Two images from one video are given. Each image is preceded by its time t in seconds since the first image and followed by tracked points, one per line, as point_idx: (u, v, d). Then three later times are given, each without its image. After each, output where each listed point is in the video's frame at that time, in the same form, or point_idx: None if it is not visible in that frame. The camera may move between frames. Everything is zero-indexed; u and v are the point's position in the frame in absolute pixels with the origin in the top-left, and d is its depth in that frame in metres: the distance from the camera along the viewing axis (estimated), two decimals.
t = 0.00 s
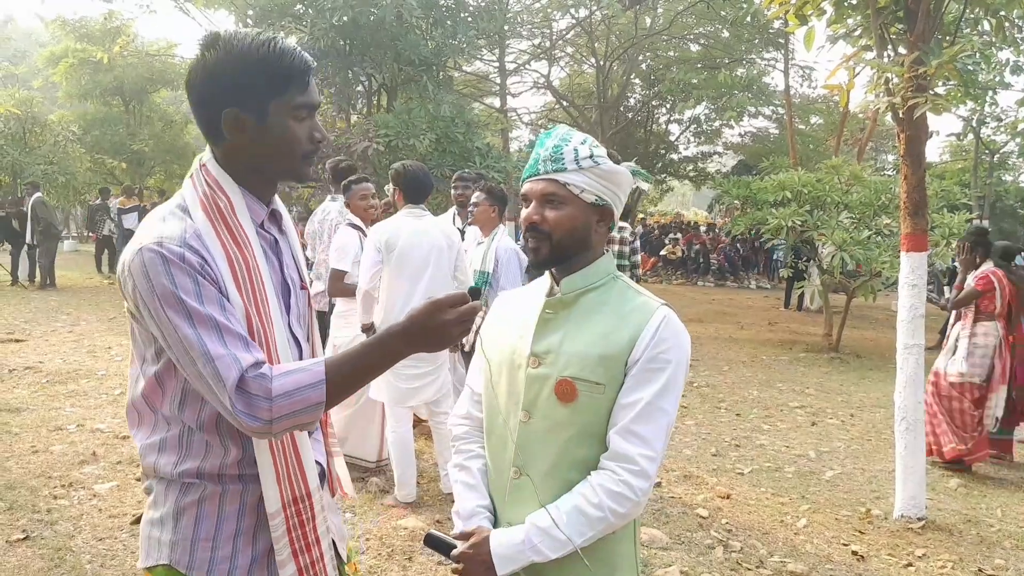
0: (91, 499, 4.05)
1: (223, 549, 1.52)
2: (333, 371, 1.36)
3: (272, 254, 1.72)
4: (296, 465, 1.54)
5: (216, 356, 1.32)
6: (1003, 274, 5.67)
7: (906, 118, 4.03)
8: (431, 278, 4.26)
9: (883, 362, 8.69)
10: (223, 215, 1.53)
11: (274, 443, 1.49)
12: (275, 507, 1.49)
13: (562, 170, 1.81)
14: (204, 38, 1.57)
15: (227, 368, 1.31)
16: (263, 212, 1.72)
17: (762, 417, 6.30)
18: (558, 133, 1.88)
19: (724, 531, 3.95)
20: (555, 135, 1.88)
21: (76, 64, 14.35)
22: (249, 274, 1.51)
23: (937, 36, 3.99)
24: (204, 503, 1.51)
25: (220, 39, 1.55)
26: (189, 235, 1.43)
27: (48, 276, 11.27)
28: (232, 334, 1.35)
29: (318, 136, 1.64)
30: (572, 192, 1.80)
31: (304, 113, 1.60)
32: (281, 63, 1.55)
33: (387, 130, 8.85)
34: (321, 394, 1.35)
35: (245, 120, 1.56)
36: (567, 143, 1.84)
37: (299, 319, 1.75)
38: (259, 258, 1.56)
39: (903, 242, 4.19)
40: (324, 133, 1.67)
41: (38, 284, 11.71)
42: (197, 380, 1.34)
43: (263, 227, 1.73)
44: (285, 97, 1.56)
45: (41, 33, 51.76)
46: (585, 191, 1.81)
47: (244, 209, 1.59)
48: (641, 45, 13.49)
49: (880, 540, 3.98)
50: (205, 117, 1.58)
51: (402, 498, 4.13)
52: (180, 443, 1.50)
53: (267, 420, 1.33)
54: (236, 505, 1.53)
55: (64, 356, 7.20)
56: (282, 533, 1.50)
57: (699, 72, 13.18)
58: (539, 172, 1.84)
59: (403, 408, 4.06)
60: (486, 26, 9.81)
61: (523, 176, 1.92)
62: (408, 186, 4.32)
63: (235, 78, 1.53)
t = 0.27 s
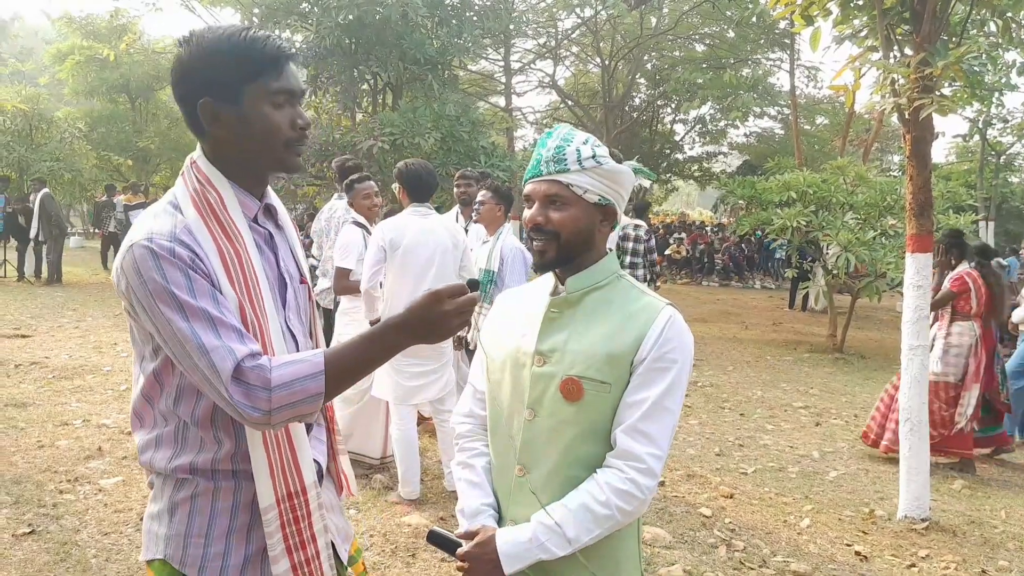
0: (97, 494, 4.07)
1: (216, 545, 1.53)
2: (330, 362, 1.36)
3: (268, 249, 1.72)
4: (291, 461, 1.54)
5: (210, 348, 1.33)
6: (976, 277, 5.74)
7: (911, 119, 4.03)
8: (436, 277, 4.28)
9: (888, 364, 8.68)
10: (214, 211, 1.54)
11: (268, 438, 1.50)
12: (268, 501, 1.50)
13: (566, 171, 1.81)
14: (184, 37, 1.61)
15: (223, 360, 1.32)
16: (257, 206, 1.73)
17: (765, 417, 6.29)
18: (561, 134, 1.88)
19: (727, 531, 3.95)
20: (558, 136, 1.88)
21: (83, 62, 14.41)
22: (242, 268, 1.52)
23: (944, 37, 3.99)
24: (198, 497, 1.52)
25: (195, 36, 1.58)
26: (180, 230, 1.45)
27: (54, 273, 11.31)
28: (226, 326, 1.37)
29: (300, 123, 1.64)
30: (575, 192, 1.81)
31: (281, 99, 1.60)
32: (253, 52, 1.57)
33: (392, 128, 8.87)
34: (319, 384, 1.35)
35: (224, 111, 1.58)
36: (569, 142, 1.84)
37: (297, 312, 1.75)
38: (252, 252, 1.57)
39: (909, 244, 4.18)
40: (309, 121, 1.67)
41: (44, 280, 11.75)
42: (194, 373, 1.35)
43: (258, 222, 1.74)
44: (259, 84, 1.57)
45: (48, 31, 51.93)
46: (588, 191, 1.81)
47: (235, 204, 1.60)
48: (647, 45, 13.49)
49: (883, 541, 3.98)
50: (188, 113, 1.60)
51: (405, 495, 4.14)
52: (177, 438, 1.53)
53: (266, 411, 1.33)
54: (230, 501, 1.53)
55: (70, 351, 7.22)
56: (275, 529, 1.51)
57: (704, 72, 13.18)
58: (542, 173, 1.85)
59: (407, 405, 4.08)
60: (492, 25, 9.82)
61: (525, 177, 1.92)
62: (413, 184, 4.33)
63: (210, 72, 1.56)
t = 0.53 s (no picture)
0: (95, 485, 4.07)
1: (221, 538, 1.54)
2: (325, 352, 1.36)
3: (273, 238, 1.71)
4: (294, 451, 1.54)
5: (207, 334, 1.33)
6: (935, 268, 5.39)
7: (912, 114, 4.01)
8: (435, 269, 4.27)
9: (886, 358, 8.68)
10: (219, 197, 1.54)
11: (270, 428, 1.51)
12: (268, 490, 1.50)
13: (564, 162, 1.81)
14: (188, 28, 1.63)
15: (218, 347, 1.32)
16: (264, 195, 1.72)
17: (763, 411, 6.31)
18: (558, 124, 1.87)
19: (724, 525, 3.96)
20: (555, 127, 1.87)
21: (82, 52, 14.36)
22: (245, 256, 1.51)
23: (946, 30, 3.97)
24: (204, 491, 1.52)
25: (199, 23, 1.59)
26: (183, 216, 1.45)
27: (53, 263, 11.30)
28: (225, 312, 1.37)
29: (297, 105, 1.61)
30: (574, 183, 1.81)
31: (272, 80, 1.58)
32: (250, 36, 1.57)
33: (392, 120, 8.85)
34: (312, 373, 1.35)
35: (220, 97, 1.58)
36: (568, 133, 1.83)
37: (302, 303, 1.74)
38: (256, 240, 1.56)
39: (908, 238, 4.19)
40: (309, 103, 1.64)
41: (43, 271, 11.74)
42: (191, 359, 1.36)
43: (264, 211, 1.72)
44: (251, 67, 1.56)
45: (47, 21, 51.74)
46: (586, 182, 1.81)
47: (242, 191, 1.60)
48: (648, 37, 13.44)
49: (880, 535, 3.99)
50: (193, 100, 1.61)
51: (404, 487, 4.15)
52: (181, 429, 1.52)
53: (258, 399, 1.33)
54: (235, 494, 1.53)
55: (69, 343, 7.22)
56: (276, 517, 1.51)
57: (706, 65, 13.13)
58: (540, 164, 1.84)
59: (405, 399, 4.08)
60: (493, 16, 9.79)
61: (523, 168, 1.91)
62: (412, 176, 4.31)
63: (211, 57, 1.56)
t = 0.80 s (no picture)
0: (95, 481, 4.07)
1: (233, 532, 1.53)
2: (330, 345, 1.36)
3: (297, 234, 1.70)
4: (305, 444, 1.54)
5: (220, 323, 1.34)
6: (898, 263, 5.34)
7: (914, 111, 4.00)
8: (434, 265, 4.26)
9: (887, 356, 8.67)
10: (245, 191, 1.55)
11: (282, 420, 1.50)
12: (275, 482, 1.50)
13: (563, 159, 1.80)
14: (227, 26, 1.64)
15: (230, 336, 1.33)
16: (290, 192, 1.71)
17: (764, 409, 6.30)
18: (556, 122, 1.86)
19: (724, 523, 3.96)
20: (553, 125, 1.86)
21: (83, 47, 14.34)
22: (267, 249, 1.51)
23: (949, 27, 3.95)
24: (217, 484, 1.52)
25: (237, 22, 1.61)
26: (207, 206, 1.47)
27: (54, 259, 11.28)
28: (239, 303, 1.37)
29: (325, 106, 1.61)
30: (573, 180, 1.80)
31: (304, 81, 1.59)
32: (282, 35, 1.58)
33: (393, 116, 8.83)
34: (317, 366, 1.35)
35: (253, 94, 1.60)
36: (566, 130, 1.83)
37: (322, 301, 1.73)
38: (279, 234, 1.56)
39: (910, 236, 4.17)
40: (337, 105, 1.64)
41: (43, 267, 11.72)
42: (204, 346, 1.37)
43: (289, 207, 1.72)
44: (285, 66, 1.57)
45: (47, 16, 51.69)
46: (586, 179, 1.80)
47: (268, 186, 1.60)
48: (649, 33, 13.41)
49: (880, 534, 3.98)
50: (226, 95, 1.63)
51: (404, 484, 4.14)
52: (197, 419, 1.52)
53: (264, 390, 1.34)
54: (248, 488, 1.53)
55: (68, 339, 7.21)
56: (282, 509, 1.51)
57: (707, 62, 13.09)
58: (539, 162, 1.83)
59: (405, 397, 4.07)
60: (494, 13, 9.78)
61: (523, 165, 1.90)
62: (412, 172, 4.29)
63: (244, 54, 1.57)
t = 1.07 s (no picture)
0: (92, 483, 4.06)
1: (252, 530, 1.53)
2: (344, 340, 1.35)
3: (317, 234, 1.71)
4: (323, 440, 1.55)
5: (236, 316, 1.35)
6: (863, 263, 5.61)
7: (913, 114, 4.00)
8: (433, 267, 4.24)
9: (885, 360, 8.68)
10: (266, 189, 1.56)
11: (301, 414, 1.52)
12: (292, 476, 1.51)
13: (585, 157, 1.79)
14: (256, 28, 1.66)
15: (245, 329, 1.34)
16: (311, 192, 1.72)
17: (763, 412, 6.31)
18: (569, 122, 1.83)
19: (722, 526, 3.95)
20: (565, 123, 1.83)
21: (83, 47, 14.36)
22: (287, 247, 1.53)
23: (948, 30, 3.95)
24: (237, 482, 1.53)
25: (266, 28, 1.64)
26: (228, 203, 1.49)
27: (52, 259, 11.28)
28: (257, 297, 1.39)
29: (349, 111, 1.62)
30: (595, 178, 1.80)
31: (331, 86, 1.60)
32: (309, 40, 1.60)
33: (392, 118, 8.82)
34: (330, 360, 1.35)
35: (279, 95, 1.61)
36: (582, 130, 1.81)
37: (342, 302, 1.74)
38: (300, 233, 1.57)
39: (909, 239, 4.17)
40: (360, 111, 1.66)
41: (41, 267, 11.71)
42: (221, 339, 1.38)
43: (310, 207, 1.73)
44: (312, 70, 1.58)
45: (47, 17, 51.66)
46: (604, 178, 1.81)
47: (289, 186, 1.61)
48: (649, 36, 13.42)
49: (878, 537, 3.98)
50: (252, 98, 1.65)
51: (402, 486, 4.13)
52: (217, 416, 1.53)
53: (278, 383, 1.34)
54: (268, 487, 1.53)
55: (67, 339, 7.21)
56: (298, 505, 1.51)
57: (707, 64, 13.10)
58: (559, 159, 1.79)
59: (404, 399, 4.06)
60: (493, 14, 9.78)
61: (533, 162, 1.86)
62: (412, 174, 4.29)
63: (271, 57, 1.59)
